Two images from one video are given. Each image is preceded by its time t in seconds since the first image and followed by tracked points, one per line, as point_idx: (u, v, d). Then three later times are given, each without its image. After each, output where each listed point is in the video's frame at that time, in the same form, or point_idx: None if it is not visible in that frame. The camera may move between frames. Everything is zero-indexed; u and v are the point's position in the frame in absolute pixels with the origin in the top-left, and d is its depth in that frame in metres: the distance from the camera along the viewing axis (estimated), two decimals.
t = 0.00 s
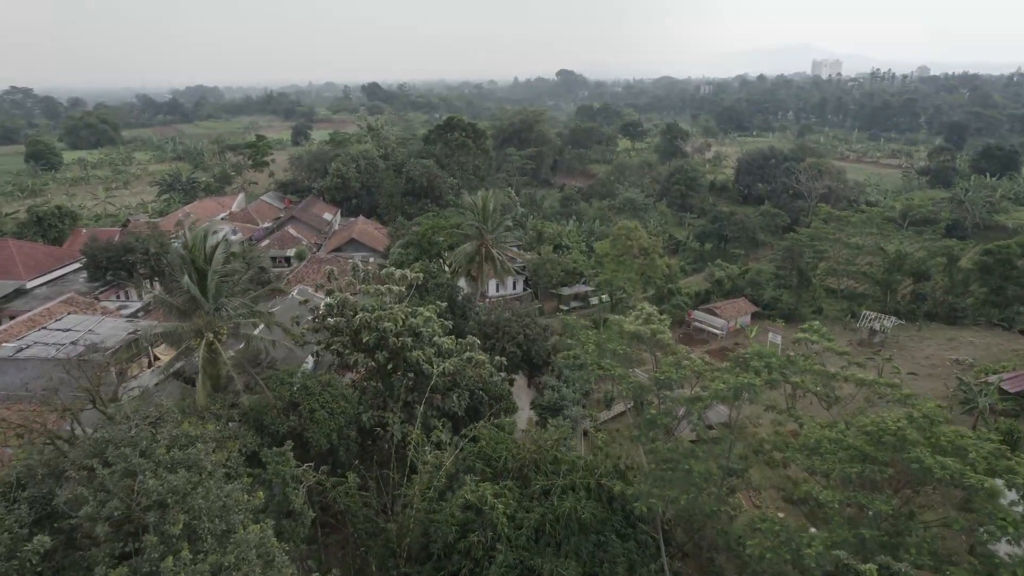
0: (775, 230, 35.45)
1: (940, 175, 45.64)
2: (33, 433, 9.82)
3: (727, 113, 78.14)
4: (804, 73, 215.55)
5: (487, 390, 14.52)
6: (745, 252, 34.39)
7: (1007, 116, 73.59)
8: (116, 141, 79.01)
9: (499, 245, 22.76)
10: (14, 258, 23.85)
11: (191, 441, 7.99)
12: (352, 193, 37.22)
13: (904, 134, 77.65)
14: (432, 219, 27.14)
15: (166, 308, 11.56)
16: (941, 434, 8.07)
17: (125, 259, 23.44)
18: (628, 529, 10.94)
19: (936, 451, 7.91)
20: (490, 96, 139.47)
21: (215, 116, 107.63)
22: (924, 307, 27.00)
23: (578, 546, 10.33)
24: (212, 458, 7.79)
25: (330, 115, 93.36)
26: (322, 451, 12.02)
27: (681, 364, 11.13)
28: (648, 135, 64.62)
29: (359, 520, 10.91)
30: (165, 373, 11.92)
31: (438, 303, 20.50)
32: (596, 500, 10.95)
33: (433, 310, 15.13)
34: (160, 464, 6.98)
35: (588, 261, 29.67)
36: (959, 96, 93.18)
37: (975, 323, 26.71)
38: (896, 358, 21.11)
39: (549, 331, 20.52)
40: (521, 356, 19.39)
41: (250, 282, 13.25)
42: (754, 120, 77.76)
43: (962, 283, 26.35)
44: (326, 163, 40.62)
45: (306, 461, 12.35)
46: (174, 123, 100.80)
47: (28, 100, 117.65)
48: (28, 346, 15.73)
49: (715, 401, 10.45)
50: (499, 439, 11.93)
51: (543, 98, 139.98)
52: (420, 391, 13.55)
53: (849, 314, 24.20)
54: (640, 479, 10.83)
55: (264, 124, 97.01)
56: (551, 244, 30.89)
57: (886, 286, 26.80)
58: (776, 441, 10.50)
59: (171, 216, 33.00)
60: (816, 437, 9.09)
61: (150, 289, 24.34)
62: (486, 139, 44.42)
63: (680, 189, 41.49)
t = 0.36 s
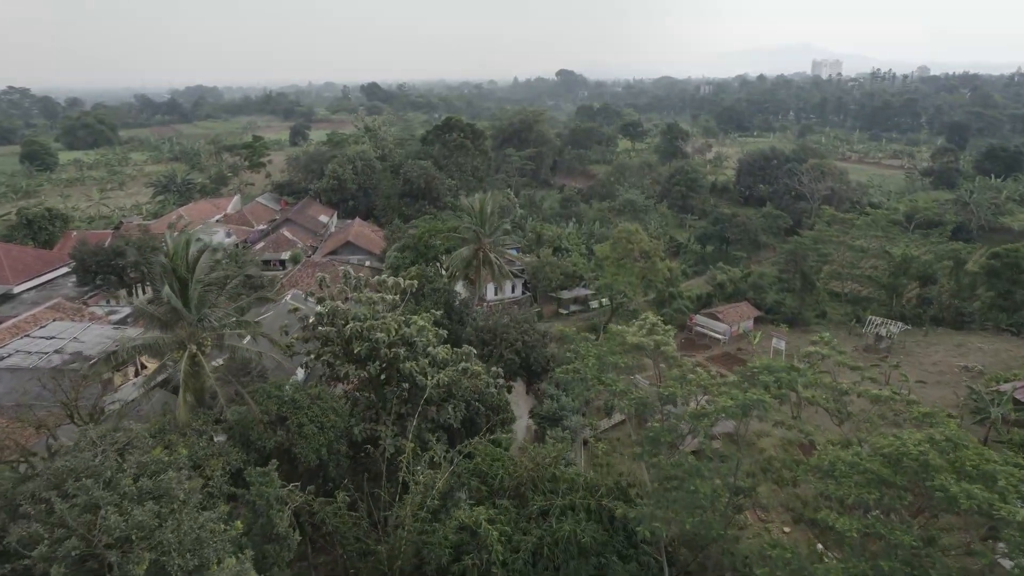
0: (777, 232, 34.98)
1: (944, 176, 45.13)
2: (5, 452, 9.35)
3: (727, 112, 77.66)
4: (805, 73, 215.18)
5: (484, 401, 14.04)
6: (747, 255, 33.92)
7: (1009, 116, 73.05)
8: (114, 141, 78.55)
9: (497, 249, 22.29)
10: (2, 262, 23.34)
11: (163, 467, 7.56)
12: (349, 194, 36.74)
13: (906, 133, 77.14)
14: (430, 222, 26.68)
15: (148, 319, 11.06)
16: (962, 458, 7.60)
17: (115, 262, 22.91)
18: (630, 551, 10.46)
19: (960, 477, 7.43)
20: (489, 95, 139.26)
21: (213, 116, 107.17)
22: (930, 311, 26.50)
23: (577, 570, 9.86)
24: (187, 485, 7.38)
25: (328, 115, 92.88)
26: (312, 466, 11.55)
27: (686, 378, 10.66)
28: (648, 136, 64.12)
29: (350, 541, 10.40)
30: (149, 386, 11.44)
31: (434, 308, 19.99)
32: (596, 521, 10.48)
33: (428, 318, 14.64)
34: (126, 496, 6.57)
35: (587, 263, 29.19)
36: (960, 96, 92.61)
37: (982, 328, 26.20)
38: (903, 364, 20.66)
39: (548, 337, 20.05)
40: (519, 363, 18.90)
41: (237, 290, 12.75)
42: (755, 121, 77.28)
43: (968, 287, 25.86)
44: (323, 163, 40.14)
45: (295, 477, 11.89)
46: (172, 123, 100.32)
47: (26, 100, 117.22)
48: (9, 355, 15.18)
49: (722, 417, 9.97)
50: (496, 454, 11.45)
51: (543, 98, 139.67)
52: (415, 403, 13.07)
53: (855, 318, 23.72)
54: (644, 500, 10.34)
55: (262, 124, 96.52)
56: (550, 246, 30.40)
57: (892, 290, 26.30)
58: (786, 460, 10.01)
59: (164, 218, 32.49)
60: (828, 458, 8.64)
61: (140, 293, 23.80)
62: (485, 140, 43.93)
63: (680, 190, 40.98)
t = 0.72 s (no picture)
0: (779, 235, 34.49)
1: (948, 177, 44.62)
2: None
3: (727, 113, 77.15)
4: (804, 72, 214.60)
5: (481, 413, 13.54)
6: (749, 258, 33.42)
7: (1011, 117, 72.59)
8: (110, 141, 77.98)
9: (495, 253, 21.80)
10: None
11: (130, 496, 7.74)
12: (346, 196, 36.29)
13: (908, 134, 76.60)
14: (427, 225, 26.18)
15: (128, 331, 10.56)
16: (988, 486, 7.09)
17: (105, 266, 22.34)
18: None
19: (987, 507, 6.92)
20: (488, 95, 138.77)
21: (211, 116, 106.61)
22: (936, 315, 25.97)
23: None
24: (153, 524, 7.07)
25: (327, 116, 92.36)
26: (300, 485, 11.06)
27: (692, 393, 10.17)
28: (648, 136, 63.62)
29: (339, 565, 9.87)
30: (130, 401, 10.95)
31: (430, 313, 19.45)
32: (597, 545, 9.97)
33: (423, 327, 14.14)
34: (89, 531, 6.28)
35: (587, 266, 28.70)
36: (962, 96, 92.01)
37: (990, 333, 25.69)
38: (910, 371, 20.20)
39: (548, 343, 19.56)
40: (518, 370, 18.39)
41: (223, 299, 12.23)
42: (756, 121, 76.81)
43: (975, 291, 25.36)
44: (319, 165, 39.64)
45: (282, 495, 11.39)
46: (169, 123, 99.77)
47: (24, 100, 116.56)
48: None
49: (730, 436, 9.48)
50: (492, 472, 10.94)
51: (543, 98, 139.32)
52: (408, 416, 12.57)
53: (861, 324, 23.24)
54: (647, 523, 9.82)
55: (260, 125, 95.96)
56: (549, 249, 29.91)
57: (897, 294, 25.79)
58: (798, 480, 9.50)
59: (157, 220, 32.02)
60: (843, 482, 8.17)
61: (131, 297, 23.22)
62: (484, 141, 43.45)
63: (681, 192, 40.45)
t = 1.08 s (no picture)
0: (782, 237, 33.98)
1: (952, 178, 44.13)
2: None
3: (728, 113, 76.70)
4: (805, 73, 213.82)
5: (477, 426, 13.04)
6: (751, 261, 32.92)
7: (1013, 117, 72.10)
8: (107, 142, 77.48)
9: (493, 257, 21.31)
10: None
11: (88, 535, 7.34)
12: (342, 199, 35.84)
13: (910, 134, 76.11)
14: (423, 228, 25.70)
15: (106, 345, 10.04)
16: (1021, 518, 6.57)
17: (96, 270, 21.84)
18: None
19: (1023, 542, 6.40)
20: (487, 96, 138.39)
21: (209, 117, 106.10)
22: (944, 320, 25.40)
23: None
24: None
25: (326, 116, 91.85)
26: (287, 503, 10.57)
27: (700, 411, 9.72)
28: (649, 137, 63.13)
29: None
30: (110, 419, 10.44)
31: (426, 319, 19.00)
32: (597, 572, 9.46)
33: (417, 336, 13.66)
34: None
35: (587, 270, 28.24)
36: (964, 97, 91.48)
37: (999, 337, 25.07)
38: (918, 379, 19.72)
39: (547, 350, 19.07)
40: (517, 378, 17.92)
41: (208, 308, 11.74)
42: (757, 122, 76.29)
43: (983, 296, 24.80)
44: (316, 166, 39.18)
45: (269, 513, 10.93)
46: (168, 123, 99.26)
47: (22, 100, 116.11)
48: None
49: (738, 457, 9.02)
50: (489, 492, 10.40)
51: (543, 98, 138.94)
52: (402, 430, 12.09)
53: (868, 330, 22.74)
54: (650, 548, 9.31)
55: (258, 125, 95.44)
56: (549, 252, 29.45)
57: (904, 299, 25.23)
58: (812, 506, 8.92)
59: (150, 223, 31.48)
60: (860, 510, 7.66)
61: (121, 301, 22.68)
62: (483, 142, 42.96)
63: (682, 193, 39.93)
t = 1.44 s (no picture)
0: (784, 239, 33.52)
1: (956, 179, 43.68)
2: None
3: (729, 113, 76.25)
4: (806, 72, 212.93)
5: (473, 439, 12.58)
6: (753, 263, 32.46)
7: (1016, 118, 71.65)
8: (105, 142, 76.96)
9: (492, 262, 20.89)
10: None
11: (45, 575, 7.04)
12: (339, 200, 35.38)
13: (912, 134, 75.61)
14: (420, 231, 25.25)
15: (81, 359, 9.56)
16: None
17: (85, 273, 21.39)
18: None
19: None
20: (487, 95, 137.88)
21: (207, 117, 105.55)
22: (951, 324, 24.86)
23: None
24: None
25: (324, 116, 91.34)
26: (274, 523, 10.15)
27: (706, 430, 9.32)
28: (649, 137, 62.66)
29: None
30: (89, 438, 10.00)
31: (422, 325, 18.52)
32: None
33: (411, 345, 13.20)
34: None
35: (587, 274, 27.79)
36: (966, 97, 90.97)
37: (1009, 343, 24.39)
38: (925, 387, 19.29)
39: (547, 356, 18.66)
40: (516, 386, 17.47)
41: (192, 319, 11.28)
42: (758, 122, 75.80)
43: (991, 300, 24.29)
44: (312, 167, 38.70)
45: (255, 532, 10.51)
46: (166, 123, 98.73)
47: (20, 99, 115.50)
48: None
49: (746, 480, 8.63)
50: (485, 511, 9.96)
51: (543, 98, 138.49)
52: (394, 444, 11.64)
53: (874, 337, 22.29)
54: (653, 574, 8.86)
55: (257, 125, 94.89)
56: (548, 255, 29.01)
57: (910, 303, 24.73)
58: (825, 531, 8.46)
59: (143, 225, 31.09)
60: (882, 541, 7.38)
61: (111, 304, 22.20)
62: (482, 142, 42.50)
63: (683, 194, 39.45)
